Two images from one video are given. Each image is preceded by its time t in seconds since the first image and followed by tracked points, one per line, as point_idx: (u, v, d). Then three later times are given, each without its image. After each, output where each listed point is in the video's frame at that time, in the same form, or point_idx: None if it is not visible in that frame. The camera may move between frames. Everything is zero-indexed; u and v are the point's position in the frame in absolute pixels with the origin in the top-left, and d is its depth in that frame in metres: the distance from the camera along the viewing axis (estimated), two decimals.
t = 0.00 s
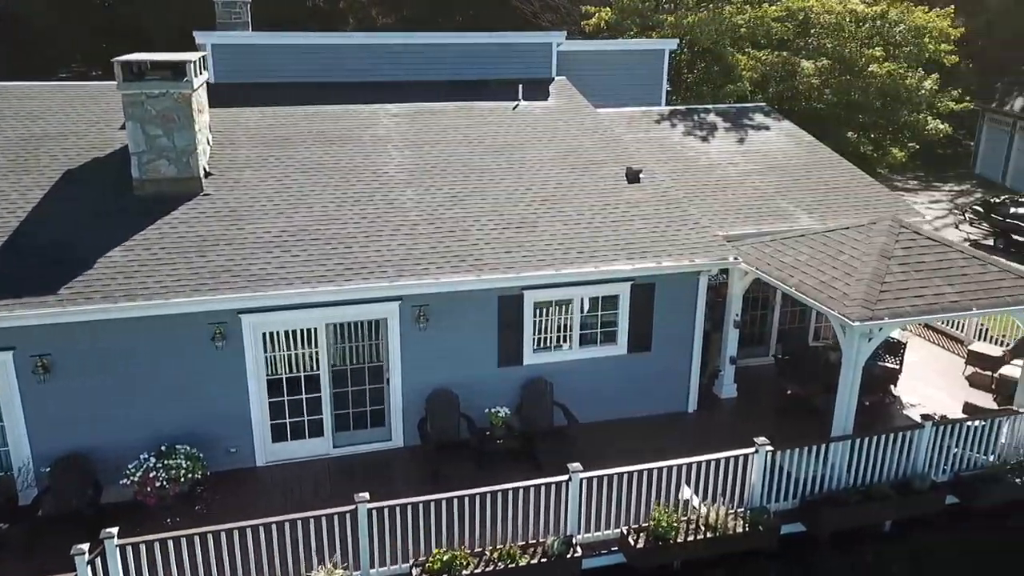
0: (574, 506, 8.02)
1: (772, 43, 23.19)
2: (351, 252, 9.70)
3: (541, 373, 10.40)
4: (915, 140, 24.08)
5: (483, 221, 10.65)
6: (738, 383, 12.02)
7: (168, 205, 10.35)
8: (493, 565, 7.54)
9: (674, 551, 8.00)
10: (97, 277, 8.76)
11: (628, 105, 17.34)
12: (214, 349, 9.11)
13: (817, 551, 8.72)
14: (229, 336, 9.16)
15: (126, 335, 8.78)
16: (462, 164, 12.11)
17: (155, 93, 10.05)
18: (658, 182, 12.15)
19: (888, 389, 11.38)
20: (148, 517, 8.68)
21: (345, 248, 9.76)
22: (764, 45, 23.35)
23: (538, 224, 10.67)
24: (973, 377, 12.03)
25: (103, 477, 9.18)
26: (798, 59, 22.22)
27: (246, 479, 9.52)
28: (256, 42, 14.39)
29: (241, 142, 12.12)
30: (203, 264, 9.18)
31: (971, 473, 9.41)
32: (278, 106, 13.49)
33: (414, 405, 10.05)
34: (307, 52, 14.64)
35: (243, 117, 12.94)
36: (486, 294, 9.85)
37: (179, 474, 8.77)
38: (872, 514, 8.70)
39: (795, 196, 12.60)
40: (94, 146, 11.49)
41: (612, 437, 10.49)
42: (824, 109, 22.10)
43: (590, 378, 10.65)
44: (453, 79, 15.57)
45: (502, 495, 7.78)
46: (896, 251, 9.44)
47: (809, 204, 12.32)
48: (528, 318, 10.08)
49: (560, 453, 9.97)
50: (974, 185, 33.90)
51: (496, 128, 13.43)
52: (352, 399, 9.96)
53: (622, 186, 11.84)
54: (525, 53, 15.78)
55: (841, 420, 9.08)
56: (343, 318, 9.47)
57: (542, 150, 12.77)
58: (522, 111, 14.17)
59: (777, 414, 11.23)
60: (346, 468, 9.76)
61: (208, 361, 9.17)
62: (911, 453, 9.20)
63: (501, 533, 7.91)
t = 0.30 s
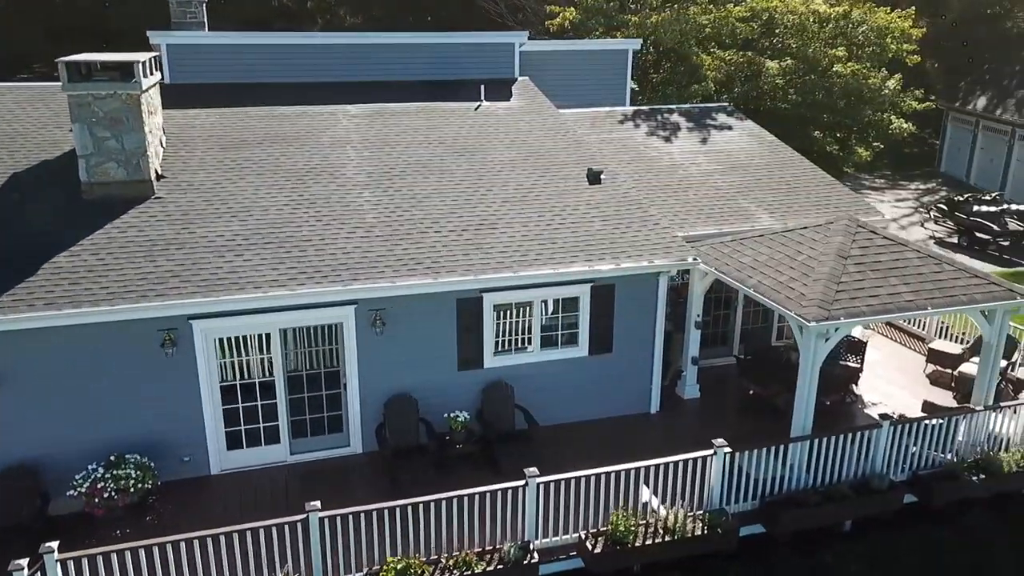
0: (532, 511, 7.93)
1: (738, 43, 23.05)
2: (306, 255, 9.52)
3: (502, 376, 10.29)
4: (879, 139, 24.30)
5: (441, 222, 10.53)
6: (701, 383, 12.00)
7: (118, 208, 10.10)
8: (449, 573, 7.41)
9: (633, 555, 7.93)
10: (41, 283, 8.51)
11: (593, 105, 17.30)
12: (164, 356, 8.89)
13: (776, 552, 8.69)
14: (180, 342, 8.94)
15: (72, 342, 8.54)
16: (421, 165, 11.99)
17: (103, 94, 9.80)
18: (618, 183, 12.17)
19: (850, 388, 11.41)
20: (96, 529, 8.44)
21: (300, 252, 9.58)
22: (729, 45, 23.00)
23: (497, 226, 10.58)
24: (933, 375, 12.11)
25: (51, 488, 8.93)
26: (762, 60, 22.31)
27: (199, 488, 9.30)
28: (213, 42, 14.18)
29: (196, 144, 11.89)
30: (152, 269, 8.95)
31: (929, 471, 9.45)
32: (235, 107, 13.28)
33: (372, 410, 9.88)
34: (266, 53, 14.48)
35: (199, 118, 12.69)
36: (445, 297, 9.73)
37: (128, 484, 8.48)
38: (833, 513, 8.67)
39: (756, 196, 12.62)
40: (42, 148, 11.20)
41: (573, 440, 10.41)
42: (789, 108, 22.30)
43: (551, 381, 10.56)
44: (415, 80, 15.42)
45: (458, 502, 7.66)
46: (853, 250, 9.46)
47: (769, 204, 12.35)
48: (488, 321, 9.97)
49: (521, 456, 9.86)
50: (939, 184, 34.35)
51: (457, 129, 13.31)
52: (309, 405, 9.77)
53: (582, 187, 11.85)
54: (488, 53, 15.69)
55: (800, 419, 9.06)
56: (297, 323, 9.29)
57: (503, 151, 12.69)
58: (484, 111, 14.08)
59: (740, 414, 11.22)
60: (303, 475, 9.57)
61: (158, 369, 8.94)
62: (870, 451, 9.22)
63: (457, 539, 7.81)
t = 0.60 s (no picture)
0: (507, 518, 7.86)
1: (731, 43, 22.90)
2: (284, 258, 9.43)
3: (483, 380, 10.19)
4: (874, 141, 24.20)
5: (423, 225, 10.44)
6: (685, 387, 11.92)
7: (97, 210, 10.01)
8: None
9: (610, 562, 7.84)
10: (13, 285, 8.42)
11: (584, 105, 17.24)
12: (139, 360, 8.79)
13: (756, 559, 8.59)
14: (155, 346, 8.85)
15: (46, 345, 8.45)
16: (405, 166, 11.91)
17: (79, 94, 9.70)
18: (603, 185, 12.12)
19: (837, 392, 11.31)
20: (69, 535, 8.35)
21: (278, 254, 9.49)
22: (722, 45, 22.84)
23: (480, 228, 10.49)
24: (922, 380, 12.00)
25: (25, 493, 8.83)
26: (754, 61, 22.14)
27: (176, 493, 9.20)
28: (199, 43, 14.09)
29: (178, 145, 11.80)
30: (127, 271, 8.86)
31: (913, 476, 9.35)
32: (219, 108, 13.20)
33: (351, 414, 9.79)
34: (252, 53, 14.40)
35: (183, 120, 12.61)
36: (425, 301, 9.64)
37: (100, 489, 8.35)
38: (814, 519, 8.57)
39: (744, 198, 12.54)
40: (22, 149, 11.12)
41: (555, 444, 10.32)
42: (782, 111, 22.44)
43: (534, 385, 10.46)
44: (403, 81, 15.35)
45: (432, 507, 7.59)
46: (836, 253, 9.37)
47: (756, 206, 12.25)
48: (469, 324, 9.88)
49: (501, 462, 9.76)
50: (936, 185, 34.25)
51: (443, 131, 13.23)
52: (288, 409, 9.67)
53: (567, 188, 11.79)
54: (476, 54, 15.61)
55: (782, 425, 8.96)
56: (275, 326, 9.20)
57: (488, 153, 12.61)
58: (471, 112, 14.02)
59: (725, 417, 11.13)
60: (281, 480, 9.49)
61: (133, 372, 8.86)
62: (853, 457, 9.12)
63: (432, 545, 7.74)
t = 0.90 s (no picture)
0: (480, 524, 7.78)
1: (724, 44, 22.79)
2: (260, 260, 9.34)
3: (463, 383, 10.09)
4: (868, 142, 24.08)
5: (403, 226, 10.34)
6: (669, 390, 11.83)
7: (74, 211, 9.92)
8: None
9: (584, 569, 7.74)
10: None
11: (576, 106, 17.16)
12: (112, 363, 8.71)
13: (734, 565, 8.49)
14: (128, 348, 8.76)
15: (17, 348, 8.37)
16: (388, 167, 11.83)
17: (56, 94, 9.58)
18: (587, 187, 12.03)
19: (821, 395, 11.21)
20: (40, 540, 8.27)
21: (254, 256, 9.40)
22: (715, 46, 22.75)
23: (460, 230, 10.39)
24: (909, 384, 11.89)
25: None
26: (748, 62, 22.05)
27: (150, 498, 9.11)
28: (183, 43, 14.02)
29: (159, 146, 11.71)
30: (100, 273, 8.77)
31: (895, 482, 9.25)
32: (204, 108, 13.13)
33: (328, 417, 9.70)
34: (237, 53, 14.32)
35: (165, 120, 12.52)
36: (403, 304, 9.55)
37: (71, 494, 8.27)
38: (793, 526, 8.47)
39: (730, 200, 12.44)
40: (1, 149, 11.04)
41: (535, 448, 10.22)
42: (774, 111, 22.48)
43: (514, 388, 10.37)
44: (390, 82, 15.28)
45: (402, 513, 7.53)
46: (818, 256, 9.26)
47: (742, 209, 12.15)
48: (447, 327, 9.78)
49: (479, 466, 9.67)
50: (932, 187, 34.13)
51: (428, 132, 13.14)
52: (264, 413, 9.57)
53: (551, 190, 11.70)
54: (464, 54, 15.52)
55: (762, 430, 8.86)
56: (250, 328, 9.11)
57: (472, 154, 12.53)
58: (457, 113, 13.94)
59: (709, 421, 11.04)
60: (257, 484, 9.40)
61: (107, 375, 8.77)
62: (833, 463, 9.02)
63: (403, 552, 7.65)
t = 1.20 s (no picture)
0: (452, 528, 7.73)
1: (716, 44, 22.72)
2: (236, 261, 9.28)
3: (442, 385, 10.02)
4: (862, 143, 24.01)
5: (382, 227, 10.28)
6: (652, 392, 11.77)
7: (50, 211, 9.87)
8: None
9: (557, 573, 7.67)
10: None
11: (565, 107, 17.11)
12: (85, 365, 8.64)
13: (711, 570, 8.41)
14: (102, 350, 8.69)
15: None
16: (370, 168, 11.79)
17: (32, 94, 9.51)
18: (571, 187, 11.96)
19: (805, 398, 11.13)
20: (10, 542, 8.20)
21: (231, 257, 9.34)
22: (708, 46, 22.73)
23: (440, 231, 10.32)
24: (894, 387, 11.83)
25: None
26: (741, 62, 21.97)
27: (125, 500, 9.05)
28: (168, 42, 13.98)
29: (140, 146, 11.65)
30: (74, 274, 8.71)
31: (876, 485, 9.18)
32: (187, 108, 13.08)
33: (306, 419, 9.63)
34: (222, 52, 14.28)
35: (147, 120, 12.46)
36: (381, 305, 9.48)
37: (42, 496, 8.24)
38: (772, 530, 8.39)
39: (715, 201, 12.37)
40: None
41: (514, 451, 10.14)
42: (766, 111, 22.35)
43: (494, 390, 10.29)
44: (377, 81, 15.23)
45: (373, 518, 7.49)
46: (798, 258, 9.19)
47: (727, 209, 12.08)
48: (426, 329, 9.71)
49: (457, 469, 9.60)
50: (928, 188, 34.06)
51: (412, 132, 13.08)
52: (240, 415, 9.50)
53: (534, 191, 11.63)
54: (451, 54, 15.47)
55: (741, 433, 8.79)
56: (226, 330, 9.04)
57: (456, 154, 12.47)
58: (443, 113, 13.88)
59: (691, 423, 10.98)
60: (232, 487, 9.33)
61: (79, 377, 8.71)
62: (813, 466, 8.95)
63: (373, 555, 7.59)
